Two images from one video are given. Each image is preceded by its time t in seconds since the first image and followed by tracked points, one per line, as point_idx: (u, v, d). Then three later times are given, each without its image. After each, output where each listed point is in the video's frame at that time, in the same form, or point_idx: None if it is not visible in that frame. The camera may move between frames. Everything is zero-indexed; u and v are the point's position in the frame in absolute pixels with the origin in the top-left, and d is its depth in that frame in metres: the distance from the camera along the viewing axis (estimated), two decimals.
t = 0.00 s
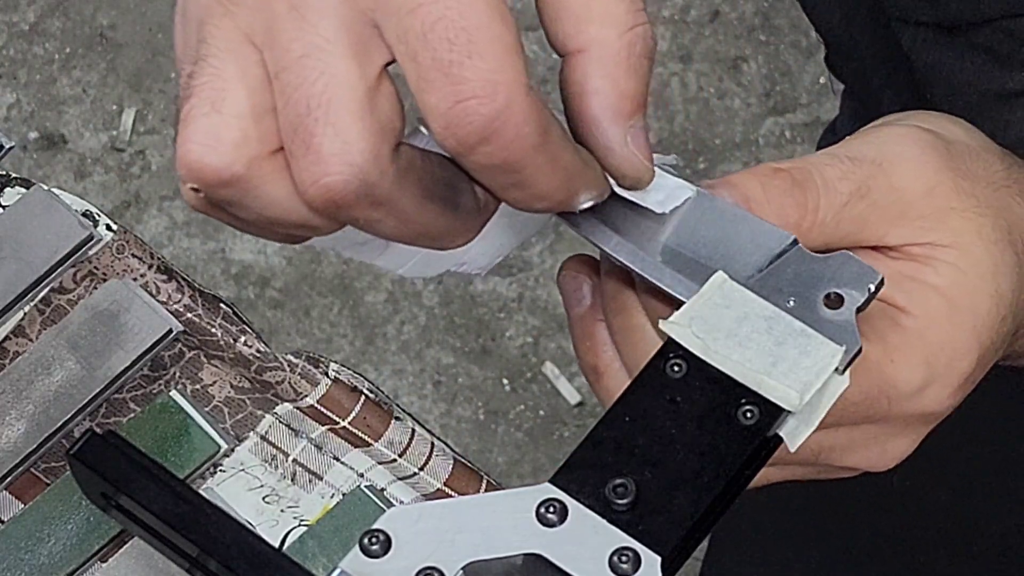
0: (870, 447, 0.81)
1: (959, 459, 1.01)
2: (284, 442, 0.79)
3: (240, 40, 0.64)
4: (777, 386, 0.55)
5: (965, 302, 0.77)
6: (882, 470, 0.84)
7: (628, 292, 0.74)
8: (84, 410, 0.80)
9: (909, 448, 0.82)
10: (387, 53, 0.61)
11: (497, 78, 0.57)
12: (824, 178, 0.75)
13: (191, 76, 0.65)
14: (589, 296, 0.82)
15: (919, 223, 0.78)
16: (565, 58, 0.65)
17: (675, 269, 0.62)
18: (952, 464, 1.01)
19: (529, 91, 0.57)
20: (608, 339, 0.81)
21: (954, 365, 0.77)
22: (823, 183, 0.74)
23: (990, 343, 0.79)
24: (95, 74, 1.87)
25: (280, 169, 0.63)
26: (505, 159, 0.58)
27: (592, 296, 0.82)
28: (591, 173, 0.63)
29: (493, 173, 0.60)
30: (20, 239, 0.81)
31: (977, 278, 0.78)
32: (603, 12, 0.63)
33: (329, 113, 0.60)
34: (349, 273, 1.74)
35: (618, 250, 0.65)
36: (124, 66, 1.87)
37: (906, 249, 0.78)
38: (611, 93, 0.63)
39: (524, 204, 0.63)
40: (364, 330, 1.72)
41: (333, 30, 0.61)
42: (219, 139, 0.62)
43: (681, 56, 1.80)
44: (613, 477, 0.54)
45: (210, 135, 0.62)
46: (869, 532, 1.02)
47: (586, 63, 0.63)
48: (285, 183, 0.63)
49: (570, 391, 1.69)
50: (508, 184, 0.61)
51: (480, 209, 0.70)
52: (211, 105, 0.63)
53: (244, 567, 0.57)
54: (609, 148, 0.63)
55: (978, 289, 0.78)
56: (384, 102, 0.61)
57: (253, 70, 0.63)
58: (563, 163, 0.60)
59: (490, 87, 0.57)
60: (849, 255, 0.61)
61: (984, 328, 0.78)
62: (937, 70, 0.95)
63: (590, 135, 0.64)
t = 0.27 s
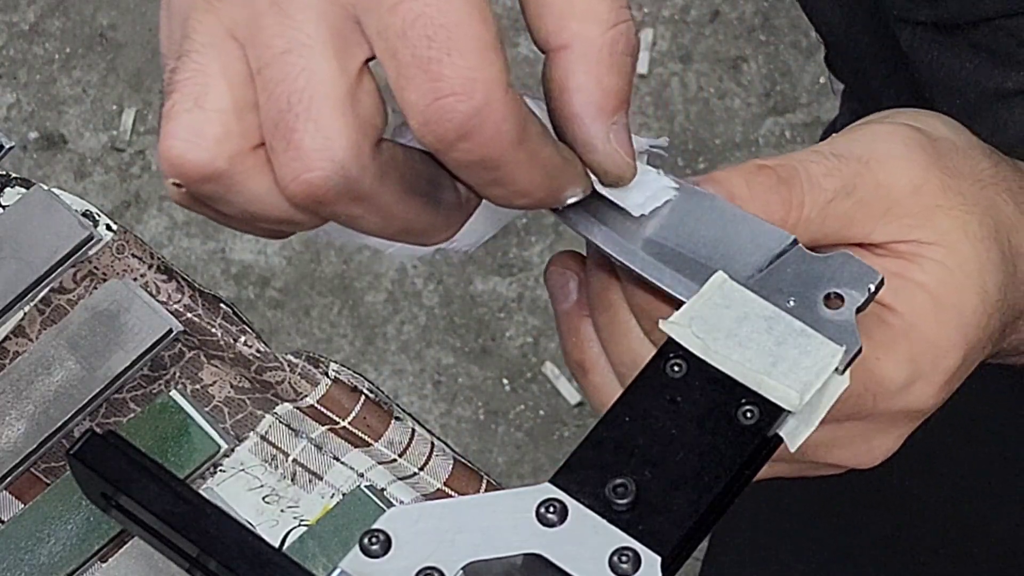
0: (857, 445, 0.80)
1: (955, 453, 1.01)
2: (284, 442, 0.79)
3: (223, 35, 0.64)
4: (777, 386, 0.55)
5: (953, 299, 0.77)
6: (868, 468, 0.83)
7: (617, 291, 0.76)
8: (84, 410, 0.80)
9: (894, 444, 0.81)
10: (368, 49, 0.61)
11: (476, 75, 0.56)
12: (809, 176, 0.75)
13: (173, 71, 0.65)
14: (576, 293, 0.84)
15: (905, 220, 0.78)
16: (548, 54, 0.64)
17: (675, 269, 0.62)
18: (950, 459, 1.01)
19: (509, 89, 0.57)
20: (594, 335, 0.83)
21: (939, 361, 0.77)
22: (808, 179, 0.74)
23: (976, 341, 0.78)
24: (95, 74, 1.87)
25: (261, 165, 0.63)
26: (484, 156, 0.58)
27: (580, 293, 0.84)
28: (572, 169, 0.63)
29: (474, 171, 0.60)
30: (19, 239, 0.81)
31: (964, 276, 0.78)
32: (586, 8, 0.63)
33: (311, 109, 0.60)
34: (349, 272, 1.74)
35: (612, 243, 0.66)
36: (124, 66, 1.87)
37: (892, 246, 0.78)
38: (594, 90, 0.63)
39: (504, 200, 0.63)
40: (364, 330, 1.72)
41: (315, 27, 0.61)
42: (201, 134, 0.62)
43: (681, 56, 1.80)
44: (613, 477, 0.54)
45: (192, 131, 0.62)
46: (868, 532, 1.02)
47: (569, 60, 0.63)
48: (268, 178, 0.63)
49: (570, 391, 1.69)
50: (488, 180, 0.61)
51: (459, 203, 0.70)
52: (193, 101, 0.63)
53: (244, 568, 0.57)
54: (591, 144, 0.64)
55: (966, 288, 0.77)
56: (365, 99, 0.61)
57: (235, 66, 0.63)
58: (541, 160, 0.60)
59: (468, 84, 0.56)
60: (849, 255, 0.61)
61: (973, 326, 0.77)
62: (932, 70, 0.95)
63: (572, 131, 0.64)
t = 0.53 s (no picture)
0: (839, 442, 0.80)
1: (953, 450, 1.01)
2: (284, 442, 0.79)
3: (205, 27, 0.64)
4: (777, 386, 0.55)
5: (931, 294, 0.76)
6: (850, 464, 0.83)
7: (596, 287, 0.77)
8: (84, 410, 0.80)
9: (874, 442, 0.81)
10: (349, 41, 0.61)
11: (457, 68, 0.56)
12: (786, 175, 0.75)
13: (156, 62, 0.65)
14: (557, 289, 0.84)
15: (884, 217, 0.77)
16: (531, 46, 0.63)
17: (676, 269, 0.62)
18: (948, 454, 1.01)
19: (489, 83, 0.57)
20: (573, 332, 0.84)
21: (918, 359, 0.76)
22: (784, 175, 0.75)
23: (956, 337, 0.78)
24: (95, 74, 1.87)
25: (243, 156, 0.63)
26: (464, 149, 0.58)
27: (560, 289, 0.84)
28: (552, 162, 0.63)
29: (455, 163, 0.60)
30: (19, 239, 0.81)
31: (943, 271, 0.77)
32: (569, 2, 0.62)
33: (292, 100, 0.60)
34: (349, 272, 1.73)
35: (598, 237, 0.67)
36: (124, 67, 1.87)
37: (871, 243, 0.77)
38: (575, 84, 0.62)
39: (485, 192, 0.63)
40: (364, 330, 1.72)
41: (296, 19, 0.61)
42: (183, 126, 0.62)
43: (681, 57, 1.80)
44: (613, 477, 0.54)
45: (174, 123, 0.62)
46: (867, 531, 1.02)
47: (553, 53, 0.62)
48: (250, 170, 0.63)
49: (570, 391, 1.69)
50: (469, 173, 0.61)
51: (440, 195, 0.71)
52: (175, 91, 0.63)
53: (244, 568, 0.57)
54: (573, 138, 0.63)
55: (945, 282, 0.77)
56: (346, 90, 0.61)
57: (218, 57, 0.63)
58: (521, 153, 0.60)
59: (448, 77, 0.56)
60: (849, 255, 0.61)
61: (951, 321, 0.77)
62: (931, 68, 0.94)
63: (554, 124, 0.64)
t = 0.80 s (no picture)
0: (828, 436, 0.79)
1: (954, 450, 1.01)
2: (284, 442, 0.79)
3: (182, 16, 0.64)
4: (777, 386, 0.55)
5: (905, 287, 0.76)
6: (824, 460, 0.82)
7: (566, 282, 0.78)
8: (84, 410, 0.80)
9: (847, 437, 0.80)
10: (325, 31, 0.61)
11: (433, 59, 0.56)
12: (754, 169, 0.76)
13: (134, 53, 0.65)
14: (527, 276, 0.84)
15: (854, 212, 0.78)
16: (510, 40, 0.63)
17: (676, 269, 0.62)
18: (947, 454, 1.01)
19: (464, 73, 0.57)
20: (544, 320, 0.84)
21: (886, 354, 0.76)
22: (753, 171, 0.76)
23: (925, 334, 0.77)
24: (95, 74, 1.88)
25: (218, 145, 0.64)
26: (438, 140, 0.58)
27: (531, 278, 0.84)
28: (529, 156, 0.63)
29: (429, 154, 0.60)
30: (19, 239, 0.81)
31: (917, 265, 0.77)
32: None
33: (264, 88, 0.60)
34: (349, 272, 1.73)
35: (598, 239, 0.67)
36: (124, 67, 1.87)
37: (842, 238, 0.77)
38: (553, 77, 0.62)
39: (460, 186, 0.63)
40: (364, 330, 1.72)
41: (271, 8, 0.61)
42: (158, 115, 0.62)
43: (681, 57, 1.80)
44: (613, 477, 0.54)
45: (149, 112, 0.62)
46: (866, 531, 1.02)
47: (530, 47, 0.62)
48: (225, 159, 0.64)
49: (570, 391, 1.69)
50: (443, 165, 0.61)
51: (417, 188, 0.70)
52: (151, 80, 0.63)
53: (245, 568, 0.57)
54: (550, 133, 0.63)
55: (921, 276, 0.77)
56: (321, 78, 0.61)
57: (194, 47, 0.63)
58: (497, 145, 0.60)
59: (424, 67, 0.56)
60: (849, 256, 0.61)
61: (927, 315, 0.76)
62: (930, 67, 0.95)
63: (530, 119, 0.63)
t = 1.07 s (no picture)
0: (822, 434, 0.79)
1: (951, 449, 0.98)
2: (284, 442, 0.79)
3: None
4: (777, 386, 0.55)
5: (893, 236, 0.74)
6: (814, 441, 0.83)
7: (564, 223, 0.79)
8: (84, 410, 0.80)
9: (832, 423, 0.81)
10: None
11: None
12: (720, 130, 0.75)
13: None
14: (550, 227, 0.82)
15: (848, 159, 0.74)
16: None
17: (676, 269, 0.62)
18: (944, 453, 0.98)
19: None
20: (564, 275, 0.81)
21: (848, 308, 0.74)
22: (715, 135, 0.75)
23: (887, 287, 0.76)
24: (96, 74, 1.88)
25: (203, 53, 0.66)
26: (403, 39, 0.60)
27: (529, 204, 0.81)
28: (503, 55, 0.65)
29: (399, 56, 0.61)
30: (20, 239, 0.81)
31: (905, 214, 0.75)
32: None
33: None
34: (349, 272, 1.74)
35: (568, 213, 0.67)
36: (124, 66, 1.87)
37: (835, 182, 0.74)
38: None
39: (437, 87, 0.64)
40: (364, 329, 1.72)
41: None
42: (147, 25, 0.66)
43: (681, 57, 1.80)
44: (613, 477, 0.54)
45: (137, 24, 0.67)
46: (864, 531, 1.02)
47: None
48: (205, 65, 0.66)
49: (570, 391, 1.69)
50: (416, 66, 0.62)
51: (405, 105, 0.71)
52: None
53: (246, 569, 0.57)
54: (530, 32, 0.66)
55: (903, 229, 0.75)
56: None
57: None
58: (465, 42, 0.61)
59: None
60: (849, 255, 0.61)
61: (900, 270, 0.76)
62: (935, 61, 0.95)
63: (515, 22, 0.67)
